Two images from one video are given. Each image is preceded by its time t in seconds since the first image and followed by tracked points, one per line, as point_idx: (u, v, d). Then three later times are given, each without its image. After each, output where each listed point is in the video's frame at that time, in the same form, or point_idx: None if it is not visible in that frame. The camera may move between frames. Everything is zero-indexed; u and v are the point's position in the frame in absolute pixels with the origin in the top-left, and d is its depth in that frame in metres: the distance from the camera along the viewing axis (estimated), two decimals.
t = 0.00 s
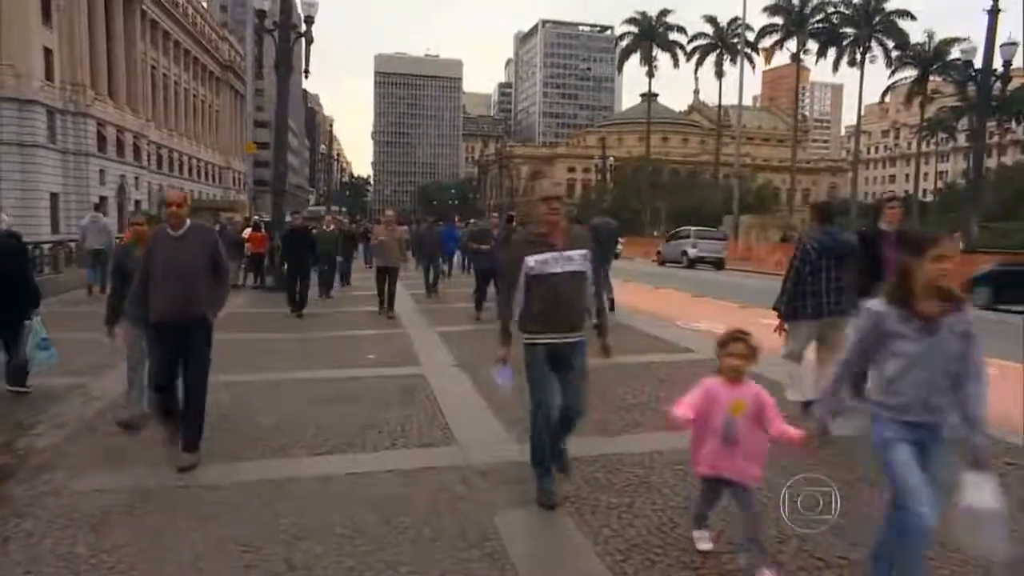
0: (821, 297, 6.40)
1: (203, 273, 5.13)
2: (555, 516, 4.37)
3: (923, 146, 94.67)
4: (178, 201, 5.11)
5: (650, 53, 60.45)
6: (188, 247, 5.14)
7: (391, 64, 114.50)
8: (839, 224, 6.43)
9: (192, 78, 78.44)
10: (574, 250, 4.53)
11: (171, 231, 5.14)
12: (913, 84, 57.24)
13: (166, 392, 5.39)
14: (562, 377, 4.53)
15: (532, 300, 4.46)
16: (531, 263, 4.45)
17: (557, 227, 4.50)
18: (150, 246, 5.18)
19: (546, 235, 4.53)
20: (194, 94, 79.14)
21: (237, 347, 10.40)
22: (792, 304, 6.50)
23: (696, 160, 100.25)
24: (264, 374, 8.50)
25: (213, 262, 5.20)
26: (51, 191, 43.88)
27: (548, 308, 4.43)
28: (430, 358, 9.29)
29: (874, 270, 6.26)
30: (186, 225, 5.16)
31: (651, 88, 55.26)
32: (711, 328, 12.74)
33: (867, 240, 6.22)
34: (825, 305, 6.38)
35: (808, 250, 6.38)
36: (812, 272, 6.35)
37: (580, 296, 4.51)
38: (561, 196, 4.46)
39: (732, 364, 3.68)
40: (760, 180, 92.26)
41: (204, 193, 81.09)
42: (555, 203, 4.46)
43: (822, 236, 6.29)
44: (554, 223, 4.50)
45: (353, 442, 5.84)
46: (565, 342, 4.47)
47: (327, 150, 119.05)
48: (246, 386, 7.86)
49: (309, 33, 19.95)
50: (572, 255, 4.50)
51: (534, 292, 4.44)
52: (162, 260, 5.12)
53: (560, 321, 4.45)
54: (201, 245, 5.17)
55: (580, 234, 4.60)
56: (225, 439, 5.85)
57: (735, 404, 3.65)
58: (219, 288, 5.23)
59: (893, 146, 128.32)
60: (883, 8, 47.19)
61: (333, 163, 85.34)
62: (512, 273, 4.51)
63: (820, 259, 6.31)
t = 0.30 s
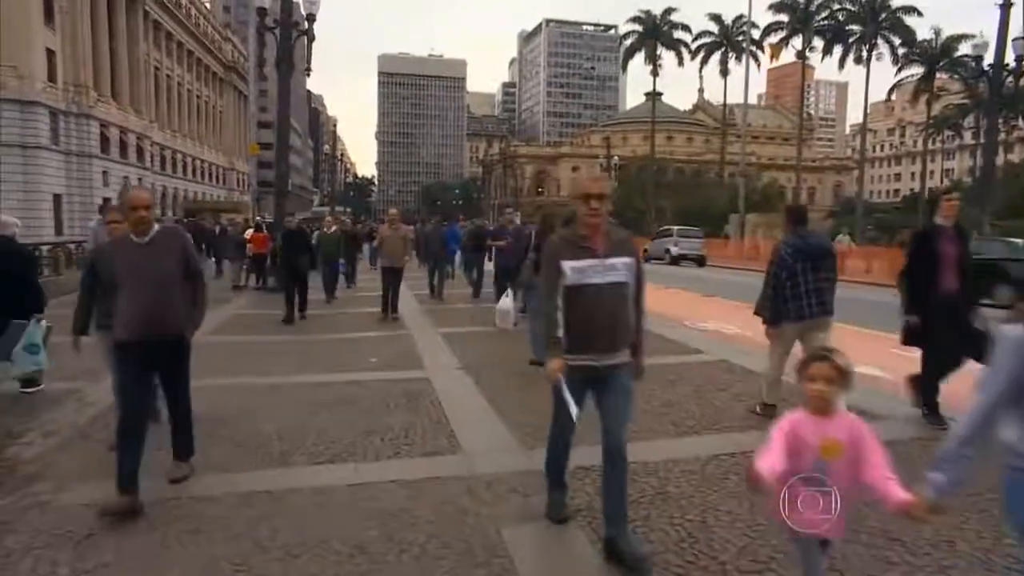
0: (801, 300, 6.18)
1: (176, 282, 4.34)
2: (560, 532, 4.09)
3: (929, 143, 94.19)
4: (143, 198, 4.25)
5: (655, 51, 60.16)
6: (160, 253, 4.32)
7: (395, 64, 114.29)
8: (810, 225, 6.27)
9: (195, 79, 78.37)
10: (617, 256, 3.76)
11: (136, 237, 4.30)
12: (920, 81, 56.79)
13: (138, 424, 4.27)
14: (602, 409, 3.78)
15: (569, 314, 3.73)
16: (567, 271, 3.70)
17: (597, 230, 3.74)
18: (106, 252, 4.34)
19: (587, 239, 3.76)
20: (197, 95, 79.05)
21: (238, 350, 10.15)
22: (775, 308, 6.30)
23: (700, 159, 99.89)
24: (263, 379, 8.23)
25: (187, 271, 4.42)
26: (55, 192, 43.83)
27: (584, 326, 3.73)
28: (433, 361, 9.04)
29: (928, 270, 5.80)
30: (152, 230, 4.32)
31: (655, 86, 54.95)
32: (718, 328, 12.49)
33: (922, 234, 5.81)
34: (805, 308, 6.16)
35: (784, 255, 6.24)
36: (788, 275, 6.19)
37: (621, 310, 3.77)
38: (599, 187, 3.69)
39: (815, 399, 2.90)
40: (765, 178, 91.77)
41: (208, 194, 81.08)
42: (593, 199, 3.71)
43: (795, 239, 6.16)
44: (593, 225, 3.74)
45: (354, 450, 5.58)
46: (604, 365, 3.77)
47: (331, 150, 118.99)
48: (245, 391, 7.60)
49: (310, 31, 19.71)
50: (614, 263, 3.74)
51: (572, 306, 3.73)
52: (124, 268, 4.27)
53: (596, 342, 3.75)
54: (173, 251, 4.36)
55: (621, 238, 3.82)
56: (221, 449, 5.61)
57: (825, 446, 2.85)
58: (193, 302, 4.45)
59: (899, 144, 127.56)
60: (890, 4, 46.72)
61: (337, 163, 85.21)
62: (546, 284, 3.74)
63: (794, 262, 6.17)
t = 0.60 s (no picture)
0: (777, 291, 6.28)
1: (133, 281, 3.70)
2: (571, 549, 3.87)
3: (931, 141, 94.02)
4: (85, 184, 3.66)
5: (657, 49, 59.86)
6: (107, 248, 3.66)
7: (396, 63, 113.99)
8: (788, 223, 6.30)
9: (196, 77, 78.17)
10: (680, 248, 3.18)
11: (84, 229, 3.65)
12: (924, 79, 56.48)
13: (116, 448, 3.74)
14: (661, 430, 3.32)
15: (622, 323, 3.17)
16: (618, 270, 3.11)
17: (657, 217, 3.17)
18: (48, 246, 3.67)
19: (643, 227, 3.19)
20: (198, 93, 78.85)
21: (235, 352, 9.86)
22: (747, 298, 6.37)
23: (703, 158, 99.62)
24: (260, 382, 7.95)
25: (146, 269, 3.77)
26: (55, 191, 43.61)
27: (641, 336, 3.15)
28: (436, 364, 8.74)
29: (996, 274, 5.30)
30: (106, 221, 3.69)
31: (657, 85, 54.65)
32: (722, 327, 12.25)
33: (989, 234, 5.31)
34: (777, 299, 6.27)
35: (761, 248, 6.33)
36: (761, 266, 6.29)
37: (687, 313, 3.21)
38: (664, 173, 3.17)
39: (947, 463, 2.21)
40: (767, 177, 91.51)
41: (208, 192, 80.88)
42: (652, 179, 3.14)
43: (771, 233, 6.21)
44: (653, 212, 3.19)
45: (351, 458, 5.34)
46: (661, 382, 3.22)
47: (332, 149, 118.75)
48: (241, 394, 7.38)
49: (309, 26, 19.47)
50: (681, 257, 3.19)
51: (623, 310, 3.16)
52: (67, 264, 3.64)
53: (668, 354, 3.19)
54: (128, 245, 3.71)
55: (686, 224, 3.25)
56: (211, 457, 5.39)
57: (972, 532, 2.21)
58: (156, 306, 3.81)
59: (901, 143, 127.23)
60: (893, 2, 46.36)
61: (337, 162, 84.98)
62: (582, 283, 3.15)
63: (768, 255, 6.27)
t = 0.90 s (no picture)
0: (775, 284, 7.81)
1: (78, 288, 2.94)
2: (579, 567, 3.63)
3: (931, 141, 93.81)
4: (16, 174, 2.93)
5: (657, 47, 59.52)
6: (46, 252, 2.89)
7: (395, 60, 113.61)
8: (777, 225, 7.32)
9: (195, 74, 77.82)
10: (774, 261, 2.53)
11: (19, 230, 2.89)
12: (926, 78, 56.14)
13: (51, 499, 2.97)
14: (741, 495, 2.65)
15: (694, 353, 2.50)
16: (696, 292, 2.47)
17: (738, 224, 2.58)
18: None
19: (722, 239, 2.59)
20: (197, 90, 78.47)
21: (230, 353, 9.58)
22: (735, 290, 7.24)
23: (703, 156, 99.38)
24: (253, 386, 7.66)
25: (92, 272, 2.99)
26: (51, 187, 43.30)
27: (720, 367, 2.47)
28: (436, 366, 8.46)
29: None
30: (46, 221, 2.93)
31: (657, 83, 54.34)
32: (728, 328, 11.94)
33: None
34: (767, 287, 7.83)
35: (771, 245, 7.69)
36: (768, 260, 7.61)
37: (779, 343, 2.55)
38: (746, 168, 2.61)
39: None
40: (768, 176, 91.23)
41: (206, 189, 80.54)
42: (732, 173, 2.60)
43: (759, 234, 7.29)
44: (733, 217, 2.58)
45: (344, 468, 5.08)
46: (743, 434, 2.54)
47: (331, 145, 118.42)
48: (233, 398, 7.12)
49: (307, 20, 19.21)
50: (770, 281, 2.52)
51: (692, 337, 2.50)
52: None
53: (751, 399, 2.50)
54: (67, 246, 2.93)
55: (774, 230, 2.63)
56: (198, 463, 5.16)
57: None
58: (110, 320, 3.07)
59: (902, 141, 126.91)
60: None
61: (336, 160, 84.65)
62: (641, 303, 2.58)
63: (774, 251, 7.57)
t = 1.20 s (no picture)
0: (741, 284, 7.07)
1: None
2: None
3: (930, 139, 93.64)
4: None
5: (656, 44, 59.20)
6: None
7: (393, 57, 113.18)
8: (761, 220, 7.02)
9: (191, 70, 77.36)
10: (925, 270, 1.94)
11: None
12: (926, 76, 55.79)
13: None
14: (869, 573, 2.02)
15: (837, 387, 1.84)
16: (836, 325, 1.83)
17: (884, 218, 1.94)
18: None
19: (864, 237, 1.93)
20: (193, 86, 78.02)
21: (221, 354, 9.34)
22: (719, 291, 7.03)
23: (702, 154, 99.07)
24: (242, 388, 7.42)
25: None
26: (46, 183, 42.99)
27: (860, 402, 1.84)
28: (433, 368, 8.21)
29: None
30: None
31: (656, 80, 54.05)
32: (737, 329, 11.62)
33: None
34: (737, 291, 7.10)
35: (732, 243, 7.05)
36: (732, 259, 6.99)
37: (920, 383, 1.89)
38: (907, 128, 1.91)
39: None
40: (766, 174, 90.98)
41: (202, 186, 80.09)
42: (878, 151, 1.94)
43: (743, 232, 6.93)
44: (877, 207, 1.93)
45: (336, 482, 4.75)
46: (882, 504, 1.93)
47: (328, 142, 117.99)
48: (223, 401, 6.88)
49: (302, 14, 18.92)
50: (915, 284, 1.92)
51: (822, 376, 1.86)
52: None
53: (896, 461, 1.89)
54: None
55: (924, 230, 2.02)
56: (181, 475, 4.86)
57: None
58: (25, 337, 3.11)
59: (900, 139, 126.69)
60: None
61: (332, 157, 84.26)
62: (761, 336, 1.87)
63: (738, 248, 6.97)
